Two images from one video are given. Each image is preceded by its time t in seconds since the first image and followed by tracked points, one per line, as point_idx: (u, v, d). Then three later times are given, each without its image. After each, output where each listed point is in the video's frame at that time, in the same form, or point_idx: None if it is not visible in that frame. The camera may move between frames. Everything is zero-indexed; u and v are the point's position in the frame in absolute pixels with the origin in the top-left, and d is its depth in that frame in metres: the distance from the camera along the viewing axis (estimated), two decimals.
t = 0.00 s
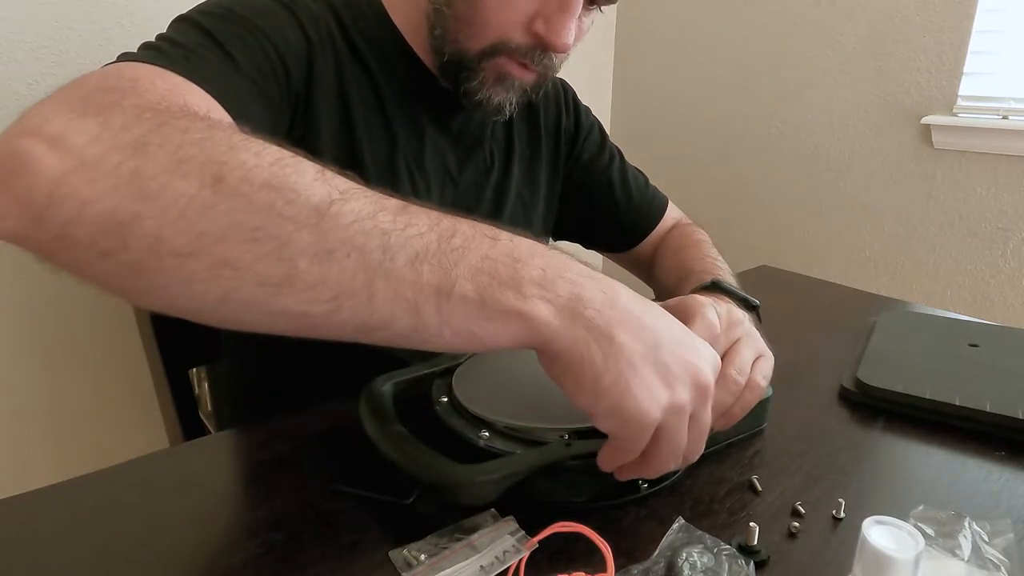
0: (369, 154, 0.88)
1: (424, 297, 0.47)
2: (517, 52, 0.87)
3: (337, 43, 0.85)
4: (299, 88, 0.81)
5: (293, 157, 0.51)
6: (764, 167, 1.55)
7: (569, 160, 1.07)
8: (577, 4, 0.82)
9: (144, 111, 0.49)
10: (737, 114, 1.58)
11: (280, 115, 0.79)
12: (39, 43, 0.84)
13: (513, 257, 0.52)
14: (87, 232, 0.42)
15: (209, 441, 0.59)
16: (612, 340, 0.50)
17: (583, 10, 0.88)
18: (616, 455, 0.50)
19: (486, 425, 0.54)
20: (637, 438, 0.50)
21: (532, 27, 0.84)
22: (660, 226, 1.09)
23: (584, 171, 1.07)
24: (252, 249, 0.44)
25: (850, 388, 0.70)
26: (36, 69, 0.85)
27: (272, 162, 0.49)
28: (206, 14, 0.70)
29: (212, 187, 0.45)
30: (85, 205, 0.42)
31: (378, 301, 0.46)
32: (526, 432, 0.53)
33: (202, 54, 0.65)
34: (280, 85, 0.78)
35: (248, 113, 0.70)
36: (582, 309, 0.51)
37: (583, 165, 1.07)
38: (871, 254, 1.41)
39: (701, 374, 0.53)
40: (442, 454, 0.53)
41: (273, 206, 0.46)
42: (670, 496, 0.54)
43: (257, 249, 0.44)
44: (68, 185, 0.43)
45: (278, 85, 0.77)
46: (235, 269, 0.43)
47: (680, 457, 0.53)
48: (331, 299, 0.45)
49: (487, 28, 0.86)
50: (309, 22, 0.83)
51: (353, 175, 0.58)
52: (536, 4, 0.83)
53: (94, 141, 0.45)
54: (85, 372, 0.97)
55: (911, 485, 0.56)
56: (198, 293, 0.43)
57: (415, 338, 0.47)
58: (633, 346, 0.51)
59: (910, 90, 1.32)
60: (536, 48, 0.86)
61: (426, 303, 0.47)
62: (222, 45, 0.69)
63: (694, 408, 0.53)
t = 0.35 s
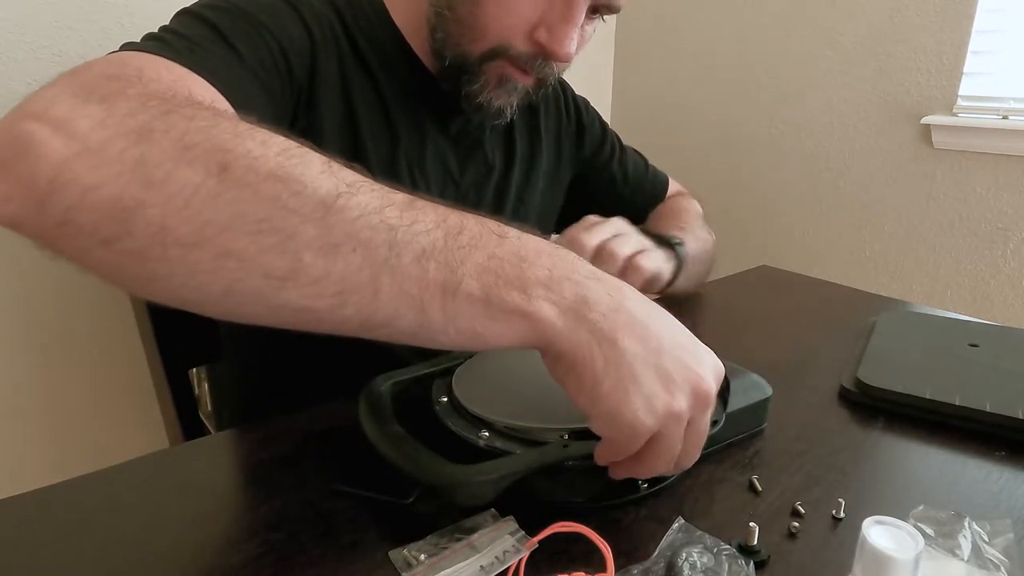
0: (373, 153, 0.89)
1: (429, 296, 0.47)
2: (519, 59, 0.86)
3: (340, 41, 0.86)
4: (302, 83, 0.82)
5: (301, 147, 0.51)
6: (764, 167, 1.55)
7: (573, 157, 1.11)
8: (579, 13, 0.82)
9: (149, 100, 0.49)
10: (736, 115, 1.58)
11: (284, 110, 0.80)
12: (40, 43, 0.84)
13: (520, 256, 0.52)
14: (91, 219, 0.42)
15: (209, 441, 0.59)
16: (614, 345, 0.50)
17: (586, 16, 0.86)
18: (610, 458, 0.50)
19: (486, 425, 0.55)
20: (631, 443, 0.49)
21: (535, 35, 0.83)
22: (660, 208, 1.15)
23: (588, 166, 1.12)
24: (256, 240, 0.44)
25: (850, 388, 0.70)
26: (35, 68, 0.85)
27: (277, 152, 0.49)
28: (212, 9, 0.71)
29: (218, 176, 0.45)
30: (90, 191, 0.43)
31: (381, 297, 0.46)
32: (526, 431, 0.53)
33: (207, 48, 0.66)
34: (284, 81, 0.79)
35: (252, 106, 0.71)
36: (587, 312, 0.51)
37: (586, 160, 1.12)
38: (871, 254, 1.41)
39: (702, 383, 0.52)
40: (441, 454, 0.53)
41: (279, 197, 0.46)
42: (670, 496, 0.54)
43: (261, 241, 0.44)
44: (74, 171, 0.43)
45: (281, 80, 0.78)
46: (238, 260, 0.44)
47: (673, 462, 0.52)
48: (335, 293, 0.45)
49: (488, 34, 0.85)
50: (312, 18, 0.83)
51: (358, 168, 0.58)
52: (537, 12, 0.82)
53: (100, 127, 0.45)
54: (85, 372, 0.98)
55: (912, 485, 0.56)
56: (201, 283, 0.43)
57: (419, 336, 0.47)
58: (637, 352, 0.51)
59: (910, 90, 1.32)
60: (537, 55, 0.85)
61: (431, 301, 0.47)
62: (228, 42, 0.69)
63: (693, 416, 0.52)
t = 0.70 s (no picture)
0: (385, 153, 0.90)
1: (463, 278, 0.47)
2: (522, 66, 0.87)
3: (353, 40, 0.86)
4: (316, 77, 0.83)
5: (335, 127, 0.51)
6: (765, 167, 1.54)
7: (568, 165, 1.13)
8: (588, 23, 0.82)
9: (182, 77, 0.49)
10: (736, 115, 1.58)
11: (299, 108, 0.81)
12: (39, 43, 0.84)
13: (552, 240, 0.51)
14: (123, 189, 0.42)
15: (209, 441, 0.59)
16: (643, 336, 0.50)
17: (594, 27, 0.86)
18: (625, 446, 0.50)
19: (486, 425, 0.55)
20: (648, 435, 0.50)
21: (543, 43, 0.84)
22: (654, 218, 1.15)
23: (583, 172, 1.14)
24: (291, 216, 0.44)
25: (850, 388, 0.70)
26: (36, 68, 0.85)
27: (312, 129, 0.49)
28: None
29: (254, 151, 0.45)
30: (124, 161, 0.43)
31: (415, 278, 0.46)
32: (526, 432, 0.53)
33: (226, 35, 0.66)
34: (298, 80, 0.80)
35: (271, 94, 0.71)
36: (618, 300, 0.50)
37: (580, 167, 1.14)
38: (871, 254, 1.41)
39: (724, 381, 0.53)
40: (442, 454, 0.53)
41: (314, 173, 0.45)
42: (671, 496, 0.54)
43: (295, 217, 0.44)
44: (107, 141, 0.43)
45: (296, 74, 0.79)
46: (273, 235, 0.44)
47: (684, 455, 0.52)
48: (368, 273, 0.45)
49: (496, 39, 0.86)
50: (326, 14, 0.83)
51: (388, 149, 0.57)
52: (547, 19, 0.82)
53: (135, 98, 0.45)
54: (86, 372, 0.98)
55: (912, 485, 0.56)
56: (232, 259, 0.43)
57: (451, 316, 0.47)
58: (665, 345, 0.51)
59: (910, 90, 1.32)
60: (544, 63, 0.86)
61: (464, 284, 0.47)
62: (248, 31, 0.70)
63: (711, 411, 0.53)
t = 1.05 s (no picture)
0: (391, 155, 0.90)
1: (490, 269, 0.47)
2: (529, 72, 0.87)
3: (361, 41, 0.86)
4: (326, 72, 0.83)
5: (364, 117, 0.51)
6: (766, 167, 1.54)
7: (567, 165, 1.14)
8: (594, 31, 0.82)
9: (208, 66, 0.50)
10: (736, 115, 1.58)
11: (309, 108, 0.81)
12: (38, 43, 0.84)
13: (578, 234, 0.51)
14: (152, 172, 0.43)
15: (207, 442, 0.59)
16: (666, 334, 0.51)
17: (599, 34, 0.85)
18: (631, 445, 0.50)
19: (486, 425, 0.55)
20: (663, 431, 0.50)
21: (550, 49, 0.83)
22: (649, 218, 1.16)
23: (581, 173, 1.14)
24: (320, 203, 0.44)
25: (850, 388, 0.70)
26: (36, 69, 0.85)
27: (341, 118, 0.49)
28: None
29: (284, 137, 0.45)
30: (153, 144, 0.43)
31: (441, 270, 0.46)
32: (527, 432, 0.53)
33: (242, 27, 0.66)
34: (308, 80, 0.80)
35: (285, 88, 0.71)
36: (643, 296, 0.51)
37: (578, 167, 1.14)
38: (871, 254, 1.41)
39: (739, 386, 0.53)
40: (443, 455, 0.53)
41: (344, 160, 0.46)
42: (671, 496, 0.54)
43: (325, 203, 0.44)
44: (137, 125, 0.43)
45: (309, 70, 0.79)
46: (301, 221, 0.44)
47: (693, 455, 0.52)
48: (395, 262, 0.45)
49: (502, 42, 0.85)
50: (335, 12, 0.83)
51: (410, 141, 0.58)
52: (553, 26, 0.82)
53: (164, 84, 0.46)
54: (85, 372, 0.98)
55: (912, 485, 0.56)
56: (258, 245, 0.43)
57: (479, 307, 0.47)
58: (686, 344, 0.51)
59: (910, 90, 1.32)
60: (549, 70, 0.85)
61: (491, 275, 0.47)
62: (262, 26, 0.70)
63: (724, 413, 0.53)
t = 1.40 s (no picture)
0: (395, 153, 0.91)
1: (495, 257, 0.47)
2: (539, 74, 0.87)
3: (368, 37, 0.86)
4: (335, 69, 0.82)
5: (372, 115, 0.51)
6: (766, 167, 1.54)
7: (564, 166, 1.14)
8: (599, 35, 0.82)
9: (215, 58, 0.50)
10: (736, 115, 1.58)
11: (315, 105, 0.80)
12: (38, 43, 0.84)
13: (575, 227, 0.52)
14: (165, 162, 0.42)
15: (208, 442, 0.59)
16: (656, 315, 0.51)
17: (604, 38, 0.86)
18: (628, 440, 0.50)
19: (486, 425, 0.55)
20: (658, 410, 0.50)
21: (555, 52, 0.84)
22: (648, 220, 1.15)
23: (579, 173, 1.15)
24: (332, 194, 0.44)
25: (850, 388, 0.70)
26: (36, 69, 0.85)
27: (352, 113, 0.49)
28: None
29: (296, 130, 0.46)
30: (165, 134, 0.43)
31: (449, 259, 0.46)
32: (527, 432, 0.53)
33: (251, 23, 0.66)
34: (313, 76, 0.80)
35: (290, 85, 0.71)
36: (635, 282, 0.51)
37: (575, 167, 1.14)
38: (870, 254, 1.41)
39: (730, 368, 0.53)
40: (444, 454, 0.53)
41: (355, 153, 0.46)
42: (671, 496, 0.54)
43: (336, 194, 0.44)
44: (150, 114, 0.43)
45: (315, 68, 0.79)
46: (311, 211, 0.44)
47: (691, 444, 0.52)
48: (404, 251, 0.45)
49: (510, 42, 0.85)
50: (343, 10, 0.83)
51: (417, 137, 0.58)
52: (558, 29, 0.82)
53: (176, 73, 0.46)
54: (85, 372, 0.98)
55: (912, 485, 0.56)
56: (269, 234, 0.43)
57: (482, 294, 0.47)
58: (676, 326, 0.52)
59: (910, 90, 1.32)
60: (555, 72, 0.86)
61: (495, 263, 0.47)
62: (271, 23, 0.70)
63: (718, 398, 0.53)
